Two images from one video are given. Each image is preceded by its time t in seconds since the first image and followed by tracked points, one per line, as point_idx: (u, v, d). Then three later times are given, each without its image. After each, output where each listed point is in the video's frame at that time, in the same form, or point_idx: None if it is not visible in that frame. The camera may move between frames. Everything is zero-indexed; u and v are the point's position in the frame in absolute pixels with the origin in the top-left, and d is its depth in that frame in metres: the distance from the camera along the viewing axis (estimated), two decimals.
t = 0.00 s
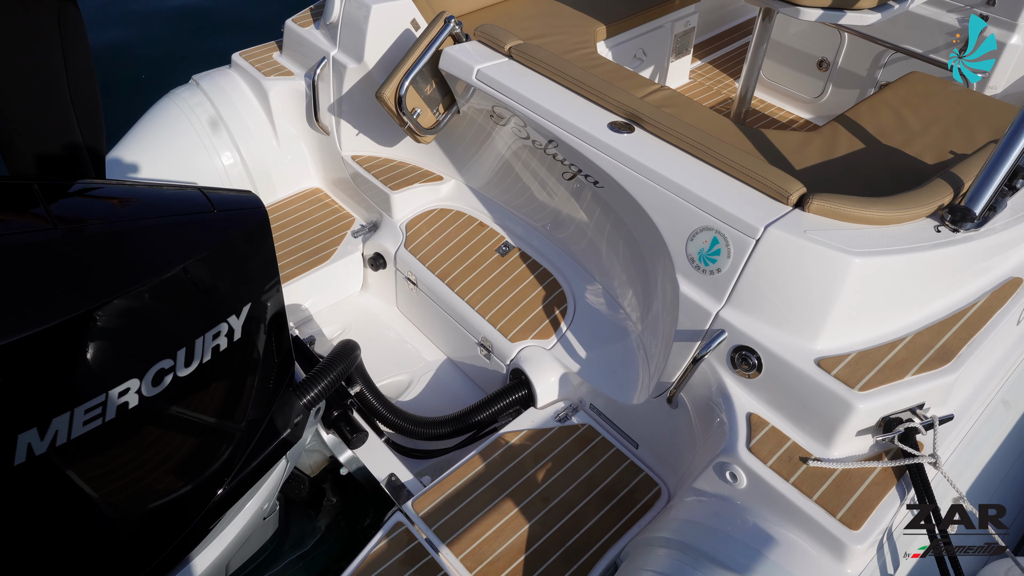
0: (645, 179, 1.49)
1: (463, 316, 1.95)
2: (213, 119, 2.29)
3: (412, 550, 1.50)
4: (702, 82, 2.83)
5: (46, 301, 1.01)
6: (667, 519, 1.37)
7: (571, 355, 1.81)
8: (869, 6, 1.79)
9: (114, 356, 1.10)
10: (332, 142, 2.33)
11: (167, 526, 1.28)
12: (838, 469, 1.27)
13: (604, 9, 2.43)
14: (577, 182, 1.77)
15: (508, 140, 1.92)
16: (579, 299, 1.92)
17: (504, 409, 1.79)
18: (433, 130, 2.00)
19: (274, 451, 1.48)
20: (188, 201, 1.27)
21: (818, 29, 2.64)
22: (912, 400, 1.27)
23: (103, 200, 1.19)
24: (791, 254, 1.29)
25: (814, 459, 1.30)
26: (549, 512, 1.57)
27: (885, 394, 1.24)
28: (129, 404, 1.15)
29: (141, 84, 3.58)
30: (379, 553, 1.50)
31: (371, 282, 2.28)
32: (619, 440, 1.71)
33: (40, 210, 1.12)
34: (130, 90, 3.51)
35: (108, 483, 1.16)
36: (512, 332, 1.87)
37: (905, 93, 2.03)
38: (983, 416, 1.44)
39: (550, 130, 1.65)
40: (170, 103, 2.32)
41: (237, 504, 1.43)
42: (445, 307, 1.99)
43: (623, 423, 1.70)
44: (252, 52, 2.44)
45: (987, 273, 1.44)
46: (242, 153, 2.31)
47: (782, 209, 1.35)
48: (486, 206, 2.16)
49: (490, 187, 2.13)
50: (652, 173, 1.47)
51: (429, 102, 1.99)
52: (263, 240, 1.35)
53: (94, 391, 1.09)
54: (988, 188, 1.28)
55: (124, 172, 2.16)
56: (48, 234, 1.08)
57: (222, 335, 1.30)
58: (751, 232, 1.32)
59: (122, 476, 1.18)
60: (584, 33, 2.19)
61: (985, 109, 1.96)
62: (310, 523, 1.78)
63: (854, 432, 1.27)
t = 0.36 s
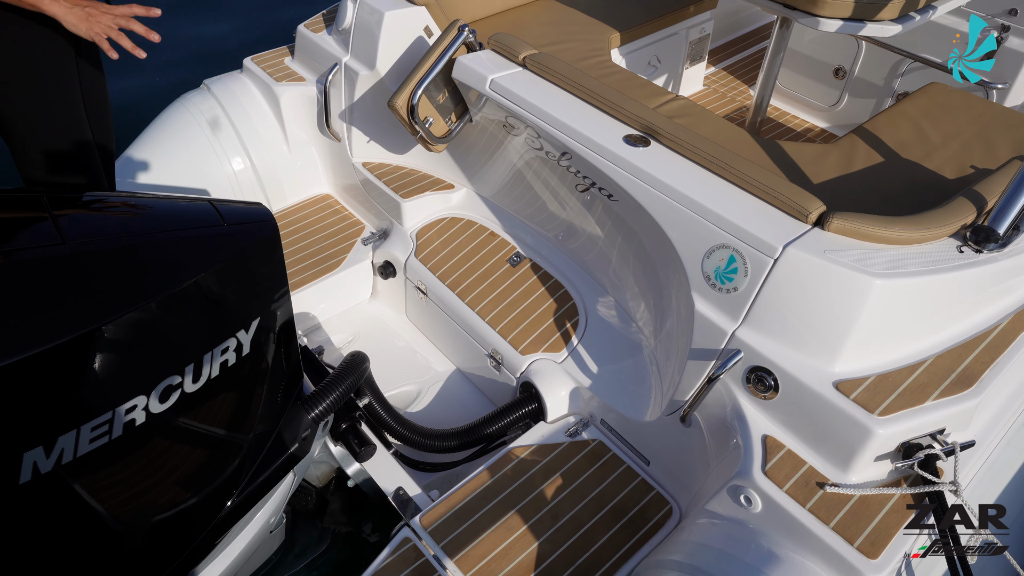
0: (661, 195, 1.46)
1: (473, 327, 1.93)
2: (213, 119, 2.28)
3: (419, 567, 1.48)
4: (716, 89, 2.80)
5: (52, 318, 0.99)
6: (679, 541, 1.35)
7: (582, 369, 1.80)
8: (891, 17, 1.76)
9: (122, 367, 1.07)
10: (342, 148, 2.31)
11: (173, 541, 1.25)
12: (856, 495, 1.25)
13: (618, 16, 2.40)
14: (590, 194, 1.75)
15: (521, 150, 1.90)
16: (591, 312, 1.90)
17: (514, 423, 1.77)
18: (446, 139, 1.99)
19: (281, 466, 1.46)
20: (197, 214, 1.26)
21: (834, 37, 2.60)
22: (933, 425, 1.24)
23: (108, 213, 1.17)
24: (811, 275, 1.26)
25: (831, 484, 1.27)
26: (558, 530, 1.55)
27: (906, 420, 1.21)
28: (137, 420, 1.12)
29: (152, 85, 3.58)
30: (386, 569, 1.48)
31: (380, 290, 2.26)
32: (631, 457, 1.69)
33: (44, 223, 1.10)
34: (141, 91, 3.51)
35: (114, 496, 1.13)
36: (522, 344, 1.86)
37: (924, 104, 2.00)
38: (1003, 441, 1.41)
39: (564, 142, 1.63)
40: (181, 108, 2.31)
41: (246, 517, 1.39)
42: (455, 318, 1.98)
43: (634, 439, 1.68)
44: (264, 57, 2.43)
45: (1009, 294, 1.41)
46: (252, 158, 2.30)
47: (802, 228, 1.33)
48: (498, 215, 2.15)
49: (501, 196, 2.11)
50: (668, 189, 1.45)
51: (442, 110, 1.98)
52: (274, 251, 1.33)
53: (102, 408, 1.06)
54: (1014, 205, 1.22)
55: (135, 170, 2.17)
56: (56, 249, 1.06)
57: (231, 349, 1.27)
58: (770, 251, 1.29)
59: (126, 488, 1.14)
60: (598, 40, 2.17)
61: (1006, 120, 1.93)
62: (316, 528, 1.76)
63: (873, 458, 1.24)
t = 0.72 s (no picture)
0: (676, 203, 1.45)
1: (485, 333, 1.92)
2: (213, 119, 2.28)
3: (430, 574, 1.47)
4: (732, 93, 2.78)
5: (65, 325, 0.99)
6: (692, 554, 1.34)
7: (594, 377, 1.78)
8: (911, 22, 1.73)
9: (136, 372, 1.07)
10: (356, 152, 2.31)
11: (185, 546, 1.25)
12: (873, 510, 1.23)
13: (634, 19, 2.39)
14: (604, 201, 1.74)
15: (535, 156, 1.89)
16: (604, 319, 1.89)
17: (526, 430, 1.76)
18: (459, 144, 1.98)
19: (292, 472, 1.45)
20: (211, 221, 1.26)
21: (853, 42, 2.57)
22: (954, 440, 1.21)
23: (118, 219, 1.17)
24: (828, 286, 1.24)
25: (848, 499, 1.26)
26: (570, 539, 1.53)
27: (925, 434, 1.19)
28: (149, 427, 1.12)
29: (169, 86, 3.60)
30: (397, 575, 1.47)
31: (392, 294, 2.26)
32: (643, 466, 1.68)
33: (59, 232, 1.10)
34: (154, 87, 3.51)
35: (126, 500, 1.12)
36: (535, 351, 1.85)
37: (944, 109, 1.98)
38: None
39: (579, 149, 1.62)
40: (195, 109, 2.31)
41: (257, 522, 1.39)
42: (467, 323, 1.97)
43: (646, 448, 1.67)
44: (279, 60, 2.44)
45: None
46: (265, 160, 2.30)
47: (819, 238, 1.31)
48: (511, 221, 2.15)
49: (514, 201, 2.11)
50: (684, 197, 1.43)
51: (455, 115, 1.97)
52: (287, 258, 1.33)
53: (116, 413, 1.06)
54: None
55: (150, 170, 2.18)
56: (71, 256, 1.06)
57: (243, 355, 1.27)
58: (787, 262, 1.28)
59: (138, 493, 1.14)
60: (613, 44, 2.15)
61: None
62: (325, 534, 1.75)
63: (890, 473, 1.22)
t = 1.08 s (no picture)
0: (683, 201, 1.44)
1: (491, 331, 1.92)
2: (216, 116, 2.28)
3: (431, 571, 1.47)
4: (743, 94, 2.76)
5: (69, 314, 1.00)
6: (695, 555, 1.32)
7: (600, 376, 1.78)
8: (924, 22, 1.72)
9: (139, 363, 1.08)
10: (364, 149, 2.32)
11: (186, 538, 1.25)
12: (879, 513, 1.21)
13: (645, 19, 2.38)
14: (612, 200, 1.73)
15: (543, 154, 1.88)
16: (610, 318, 1.88)
17: (530, 428, 1.75)
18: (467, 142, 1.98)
19: (294, 467, 1.45)
20: (216, 214, 1.26)
21: (866, 43, 2.54)
22: (962, 443, 1.19)
23: (125, 210, 1.18)
24: (835, 285, 1.23)
25: (853, 501, 1.24)
26: (572, 539, 1.52)
27: (933, 437, 1.18)
28: (150, 418, 1.12)
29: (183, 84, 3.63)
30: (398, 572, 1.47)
31: (399, 291, 2.27)
32: (647, 466, 1.66)
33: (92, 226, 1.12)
34: (169, 85, 3.54)
35: (127, 492, 1.13)
36: (540, 349, 1.84)
37: (957, 110, 1.95)
38: None
39: (587, 146, 1.61)
40: (206, 106, 2.33)
41: (259, 515, 1.39)
42: (473, 321, 1.97)
43: (651, 449, 1.66)
44: (289, 58, 2.45)
45: None
46: (274, 156, 2.31)
47: (828, 237, 1.29)
48: (518, 220, 2.14)
49: (522, 199, 2.10)
50: (691, 195, 1.42)
51: (463, 113, 1.97)
52: (292, 252, 1.33)
53: (117, 404, 1.07)
54: None
55: (160, 166, 2.19)
56: (75, 246, 1.07)
57: (246, 349, 1.27)
58: (795, 261, 1.26)
59: (140, 485, 1.14)
60: (623, 44, 2.14)
61: None
62: (329, 531, 1.76)
63: (898, 476, 1.20)
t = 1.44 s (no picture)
0: (688, 198, 1.43)
1: (493, 326, 1.91)
2: (222, 107, 2.26)
3: (429, 565, 1.46)
4: (752, 93, 2.75)
5: (72, 302, 0.99)
6: (694, 554, 1.32)
7: (602, 373, 1.77)
8: (935, 22, 1.70)
9: (140, 351, 1.08)
10: (370, 142, 2.31)
11: (185, 527, 1.25)
12: (880, 515, 1.21)
13: (653, 15, 2.37)
14: (617, 196, 1.72)
15: (549, 150, 1.88)
16: (613, 315, 1.88)
17: (530, 425, 1.75)
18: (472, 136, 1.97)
19: (294, 458, 1.45)
20: (219, 204, 1.26)
21: (877, 42, 2.52)
22: (964, 447, 1.19)
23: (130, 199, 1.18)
24: (841, 285, 1.22)
25: (854, 503, 1.23)
26: (571, 535, 1.52)
27: (936, 439, 1.17)
28: (150, 407, 1.12)
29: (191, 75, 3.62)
30: (397, 563, 1.47)
31: (402, 285, 2.26)
32: (648, 464, 1.66)
33: (163, 202, 1.21)
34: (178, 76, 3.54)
35: (127, 481, 1.13)
36: (543, 345, 1.84)
37: (967, 112, 1.93)
38: None
39: (593, 142, 1.60)
40: (212, 95, 2.32)
41: (258, 506, 1.39)
42: (476, 316, 1.96)
43: (652, 447, 1.65)
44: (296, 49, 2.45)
45: None
46: (280, 149, 2.30)
47: (834, 237, 1.28)
48: (523, 215, 2.14)
49: (528, 195, 2.09)
50: (697, 192, 1.41)
51: (469, 107, 1.96)
52: (295, 244, 1.33)
53: (118, 392, 1.07)
54: None
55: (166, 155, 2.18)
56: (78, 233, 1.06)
57: (248, 339, 1.27)
58: (800, 261, 1.26)
59: (139, 474, 1.14)
60: (632, 40, 2.13)
61: None
62: (328, 524, 1.76)
63: (899, 478, 1.20)
